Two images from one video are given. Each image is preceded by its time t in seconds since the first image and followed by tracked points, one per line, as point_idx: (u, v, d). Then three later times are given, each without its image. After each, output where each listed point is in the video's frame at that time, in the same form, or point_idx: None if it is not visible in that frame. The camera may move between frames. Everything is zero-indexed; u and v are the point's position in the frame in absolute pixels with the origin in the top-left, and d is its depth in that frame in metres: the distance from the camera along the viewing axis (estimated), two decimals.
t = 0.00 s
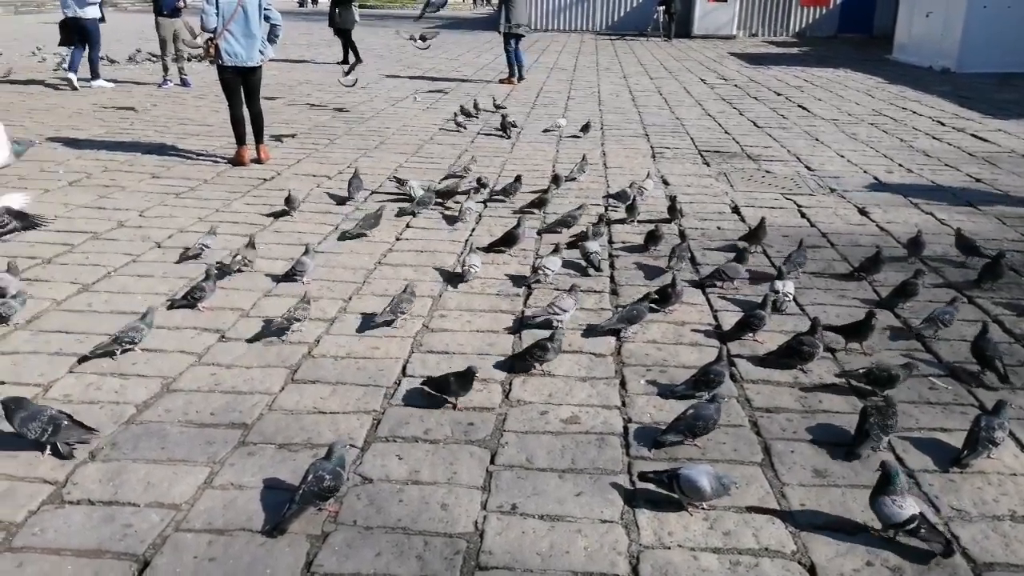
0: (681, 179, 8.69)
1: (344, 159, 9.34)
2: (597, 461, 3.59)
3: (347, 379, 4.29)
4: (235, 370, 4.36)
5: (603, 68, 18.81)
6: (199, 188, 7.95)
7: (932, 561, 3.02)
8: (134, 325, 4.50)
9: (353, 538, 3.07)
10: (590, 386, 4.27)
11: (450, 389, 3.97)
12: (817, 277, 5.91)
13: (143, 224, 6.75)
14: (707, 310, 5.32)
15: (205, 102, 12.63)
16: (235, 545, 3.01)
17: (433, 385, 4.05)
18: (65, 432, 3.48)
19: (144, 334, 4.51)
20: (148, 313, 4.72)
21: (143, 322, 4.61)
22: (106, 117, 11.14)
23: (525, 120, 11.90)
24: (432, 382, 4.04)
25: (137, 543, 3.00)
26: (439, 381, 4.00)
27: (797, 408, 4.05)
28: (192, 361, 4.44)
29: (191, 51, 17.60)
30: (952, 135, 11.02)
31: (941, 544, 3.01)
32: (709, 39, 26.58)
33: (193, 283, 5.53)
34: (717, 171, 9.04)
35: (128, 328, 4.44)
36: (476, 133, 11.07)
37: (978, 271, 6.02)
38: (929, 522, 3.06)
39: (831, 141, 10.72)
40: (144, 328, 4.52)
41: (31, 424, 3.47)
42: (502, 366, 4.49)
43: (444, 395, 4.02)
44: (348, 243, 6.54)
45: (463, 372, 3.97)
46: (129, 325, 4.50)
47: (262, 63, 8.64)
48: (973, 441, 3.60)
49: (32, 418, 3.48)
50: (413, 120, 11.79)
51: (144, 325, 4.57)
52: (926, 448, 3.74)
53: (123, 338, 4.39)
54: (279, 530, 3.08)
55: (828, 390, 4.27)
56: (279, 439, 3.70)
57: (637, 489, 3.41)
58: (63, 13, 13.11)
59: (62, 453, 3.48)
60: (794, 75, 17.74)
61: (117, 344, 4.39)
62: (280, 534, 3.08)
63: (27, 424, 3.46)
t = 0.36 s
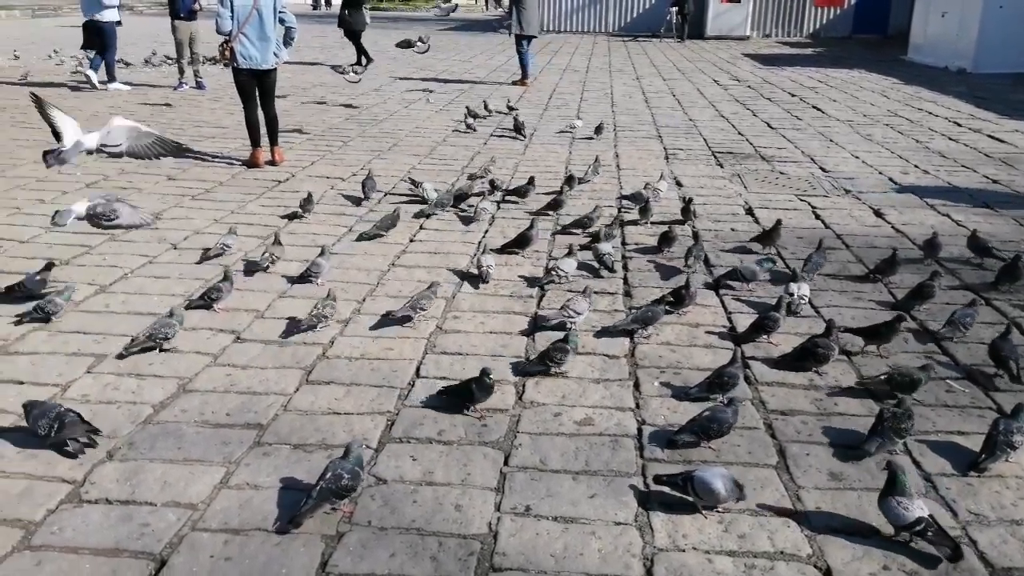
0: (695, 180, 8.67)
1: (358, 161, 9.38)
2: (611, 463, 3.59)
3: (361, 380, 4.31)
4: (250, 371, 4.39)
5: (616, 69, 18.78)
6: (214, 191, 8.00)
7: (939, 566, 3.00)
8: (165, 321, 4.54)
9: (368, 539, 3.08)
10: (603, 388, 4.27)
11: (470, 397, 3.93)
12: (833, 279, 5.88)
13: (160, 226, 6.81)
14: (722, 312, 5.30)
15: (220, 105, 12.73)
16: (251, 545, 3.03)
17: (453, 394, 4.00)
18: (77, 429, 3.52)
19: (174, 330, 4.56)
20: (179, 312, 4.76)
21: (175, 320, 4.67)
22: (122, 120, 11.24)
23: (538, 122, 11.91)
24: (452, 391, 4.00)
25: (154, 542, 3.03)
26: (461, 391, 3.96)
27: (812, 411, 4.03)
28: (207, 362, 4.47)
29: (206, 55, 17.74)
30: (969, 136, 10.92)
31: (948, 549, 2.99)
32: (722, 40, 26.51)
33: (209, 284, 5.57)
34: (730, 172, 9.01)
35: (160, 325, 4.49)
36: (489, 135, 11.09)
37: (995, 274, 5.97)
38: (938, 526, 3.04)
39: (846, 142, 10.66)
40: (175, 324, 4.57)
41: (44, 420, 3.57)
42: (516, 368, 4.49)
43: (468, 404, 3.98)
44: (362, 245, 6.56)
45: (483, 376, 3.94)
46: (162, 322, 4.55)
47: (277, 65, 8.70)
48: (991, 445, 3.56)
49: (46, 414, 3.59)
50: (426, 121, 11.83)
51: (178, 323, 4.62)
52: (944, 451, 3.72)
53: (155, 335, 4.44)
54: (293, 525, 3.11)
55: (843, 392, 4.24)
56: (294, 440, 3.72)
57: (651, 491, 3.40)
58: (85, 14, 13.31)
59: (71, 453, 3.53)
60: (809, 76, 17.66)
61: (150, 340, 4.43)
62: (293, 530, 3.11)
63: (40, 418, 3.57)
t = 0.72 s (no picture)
0: (706, 181, 8.64)
1: (370, 161, 9.41)
2: (623, 465, 3.58)
3: (374, 380, 4.32)
4: (263, 370, 4.41)
5: (626, 70, 18.76)
6: (227, 191, 8.05)
7: (952, 569, 2.98)
8: (193, 321, 4.67)
9: (380, 539, 3.09)
10: (615, 389, 4.27)
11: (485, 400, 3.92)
12: (846, 280, 5.85)
13: (173, 226, 6.85)
14: (734, 313, 5.29)
15: (233, 106, 12.80)
16: (264, 544, 3.04)
17: (470, 397, 3.98)
18: (88, 430, 3.57)
19: (202, 330, 4.68)
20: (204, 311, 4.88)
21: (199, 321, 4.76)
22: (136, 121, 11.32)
23: (549, 123, 11.91)
24: (469, 394, 3.97)
25: (169, 540, 3.05)
26: (478, 394, 3.94)
27: (826, 414, 4.01)
28: (220, 362, 4.50)
29: (219, 57, 17.84)
30: (983, 137, 10.85)
31: (960, 552, 2.98)
32: (733, 41, 26.43)
33: (222, 284, 5.61)
34: (742, 173, 8.99)
35: (189, 324, 4.61)
36: (499, 135, 11.10)
37: (1010, 275, 5.92)
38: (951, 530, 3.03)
39: (859, 143, 10.61)
40: (202, 324, 4.69)
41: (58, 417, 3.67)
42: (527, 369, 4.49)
43: (485, 408, 3.96)
44: (373, 245, 6.58)
45: (502, 381, 3.94)
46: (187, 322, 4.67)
47: (289, 67, 8.74)
48: (1007, 448, 3.52)
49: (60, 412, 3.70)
50: (436, 122, 11.85)
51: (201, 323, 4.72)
52: (959, 455, 3.69)
53: (180, 335, 4.55)
54: (307, 521, 3.14)
55: (856, 394, 4.22)
56: (307, 439, 3.73)
57: (663, 493, 3.39)
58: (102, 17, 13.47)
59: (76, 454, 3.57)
60: (821, 76, 17.59)
61: (178, 340, 4.54)
62: (306, 526, 3.14)
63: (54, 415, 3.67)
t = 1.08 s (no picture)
0: (735, 188, 8.58)
1: (398, 167, 9.47)
2: (650, 472, 3.57)
3: (401, 385, 4.35)
4: (292, 373, 4.45)
5: (654, 76, 18.70)
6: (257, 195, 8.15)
7: None
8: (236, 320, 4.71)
9: (407, 542, 3.11)
10: (642, 396, 4.25)
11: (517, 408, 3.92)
12: (877, 289, 5.77)
13: (204, 231, 6.94)
14: (763, 321, 5.24)
15: (263, 112, 12.95)
16: (293, 545, 3.07)
17: (504, 404, 3.97)
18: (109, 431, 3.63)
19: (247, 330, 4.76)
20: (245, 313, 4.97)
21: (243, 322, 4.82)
22: (169, 126, 11.51)
23: (576, 129, 11.92)
24: (503, 400, 3.97)
25: (200, 540, 3.09)
26: (512, 401, 3.94)
27: (857, 424, 3.96)
28: (250, 365, 4.55)
29: (249, 63, 18.08)
30: (1019, 144, 10.65)
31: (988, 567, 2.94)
32: (762, 47, 26.23)
33: (252, 288, 5.67)
34: (771, 179, 8.92)
35: (232, 323, 4.66)
36: (526, 141, 11.12)
37: None
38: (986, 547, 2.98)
39: (890, 150, 10.48)
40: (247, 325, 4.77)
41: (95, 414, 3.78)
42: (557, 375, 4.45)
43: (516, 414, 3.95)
44: (401, 250, 6.62)
45: (536, 388, 3.94)
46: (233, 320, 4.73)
47: (319, 73, 8.84)
48: None
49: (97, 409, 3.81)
50: (463, 128, 11.90)
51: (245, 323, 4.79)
52: (995, 468, 3.62)
53: (229, 330, 4.62)
54: (338, 518, 3.20)
55: (889, 405, 4.16)
56: (335, 442, 3.76)
57: (691, 501, 3.37)
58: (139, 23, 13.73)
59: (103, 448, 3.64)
60: (851, 83, 17.39)
61: (223, 338, 4.61)
62: (337, 523, 3.21)
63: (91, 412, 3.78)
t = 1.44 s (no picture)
0: (768, 194, 8.50)
1: (429, 170, 9.53)
2: (681, 479, 3.54)
3: (432, 387, 4.37)
4: (324, 374, 4.50)
5: (686, 80, 18.61)
6: (291, 198, 8.25)
7: None
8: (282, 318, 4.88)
9: (437, 544, 3.12)
10: (673, 402, 4.22)
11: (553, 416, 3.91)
12: (913, 297, 5.68)
13: (239, 232, 7.04)
14: (795, 328, 5.19)
15: (297, 115, 13.12)
16: (325, 544, 3.10)
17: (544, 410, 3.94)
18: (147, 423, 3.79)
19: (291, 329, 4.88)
20: (297, 310, 5.11)
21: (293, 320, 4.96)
22: (205, 129, 11.71)
23: (607, 133, 11.90)
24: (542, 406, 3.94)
25: (234, 536, 3.13)
26: (552, 407, 3.90)
27: (893, 434, 3.90)
28: (282, 364, 4.61)
29: (284, 67, 18.32)
30: None
31: None
32: (796, 51, 25.97)
33: (286, 290, 5.74)
34: (805, 185, 8.81)
35: (278, 321, 4.82)
36: (556, 146, 11.13)
37: None
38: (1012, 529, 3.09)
39: (927, 156, 10.30)
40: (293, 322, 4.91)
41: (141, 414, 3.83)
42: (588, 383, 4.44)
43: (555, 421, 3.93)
44: (431, 253, 6.66)
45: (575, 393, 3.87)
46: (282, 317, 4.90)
47: (353, 77, 8.93)
48: None
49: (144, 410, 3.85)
50: (494, 132, 11.94)
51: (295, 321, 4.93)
52: None
53: (276, 328, 4.78)
54: (375, 514, 3.25)
55: (926, 416, 4.09)
56: (366, 443, 3.79)
57: (722, 508, 3.35)
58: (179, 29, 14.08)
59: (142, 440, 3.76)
60: (887, 87, 17.14)
61: (270, 335, 4.77)
62: (374, 518, 3.26)
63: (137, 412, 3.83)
